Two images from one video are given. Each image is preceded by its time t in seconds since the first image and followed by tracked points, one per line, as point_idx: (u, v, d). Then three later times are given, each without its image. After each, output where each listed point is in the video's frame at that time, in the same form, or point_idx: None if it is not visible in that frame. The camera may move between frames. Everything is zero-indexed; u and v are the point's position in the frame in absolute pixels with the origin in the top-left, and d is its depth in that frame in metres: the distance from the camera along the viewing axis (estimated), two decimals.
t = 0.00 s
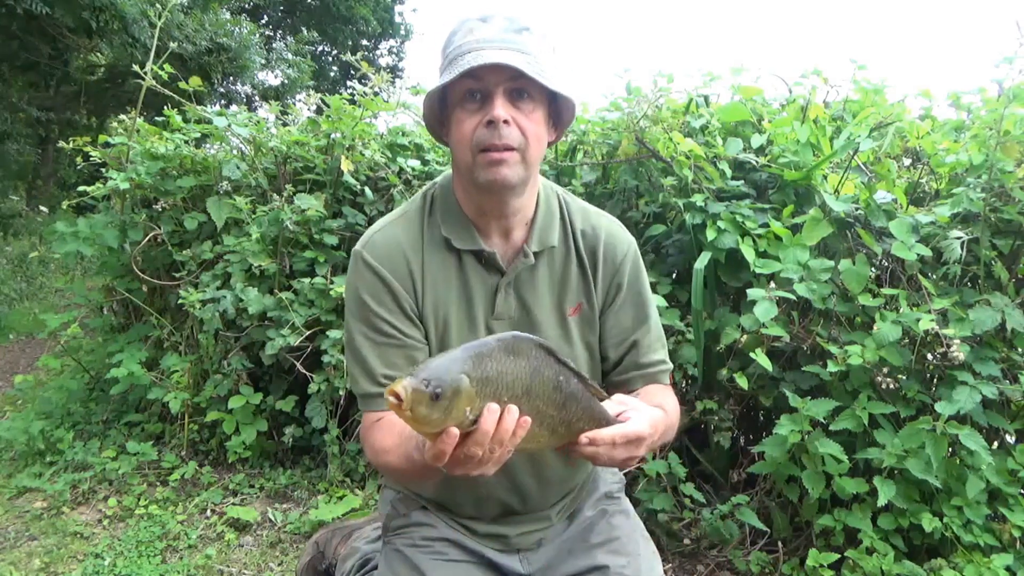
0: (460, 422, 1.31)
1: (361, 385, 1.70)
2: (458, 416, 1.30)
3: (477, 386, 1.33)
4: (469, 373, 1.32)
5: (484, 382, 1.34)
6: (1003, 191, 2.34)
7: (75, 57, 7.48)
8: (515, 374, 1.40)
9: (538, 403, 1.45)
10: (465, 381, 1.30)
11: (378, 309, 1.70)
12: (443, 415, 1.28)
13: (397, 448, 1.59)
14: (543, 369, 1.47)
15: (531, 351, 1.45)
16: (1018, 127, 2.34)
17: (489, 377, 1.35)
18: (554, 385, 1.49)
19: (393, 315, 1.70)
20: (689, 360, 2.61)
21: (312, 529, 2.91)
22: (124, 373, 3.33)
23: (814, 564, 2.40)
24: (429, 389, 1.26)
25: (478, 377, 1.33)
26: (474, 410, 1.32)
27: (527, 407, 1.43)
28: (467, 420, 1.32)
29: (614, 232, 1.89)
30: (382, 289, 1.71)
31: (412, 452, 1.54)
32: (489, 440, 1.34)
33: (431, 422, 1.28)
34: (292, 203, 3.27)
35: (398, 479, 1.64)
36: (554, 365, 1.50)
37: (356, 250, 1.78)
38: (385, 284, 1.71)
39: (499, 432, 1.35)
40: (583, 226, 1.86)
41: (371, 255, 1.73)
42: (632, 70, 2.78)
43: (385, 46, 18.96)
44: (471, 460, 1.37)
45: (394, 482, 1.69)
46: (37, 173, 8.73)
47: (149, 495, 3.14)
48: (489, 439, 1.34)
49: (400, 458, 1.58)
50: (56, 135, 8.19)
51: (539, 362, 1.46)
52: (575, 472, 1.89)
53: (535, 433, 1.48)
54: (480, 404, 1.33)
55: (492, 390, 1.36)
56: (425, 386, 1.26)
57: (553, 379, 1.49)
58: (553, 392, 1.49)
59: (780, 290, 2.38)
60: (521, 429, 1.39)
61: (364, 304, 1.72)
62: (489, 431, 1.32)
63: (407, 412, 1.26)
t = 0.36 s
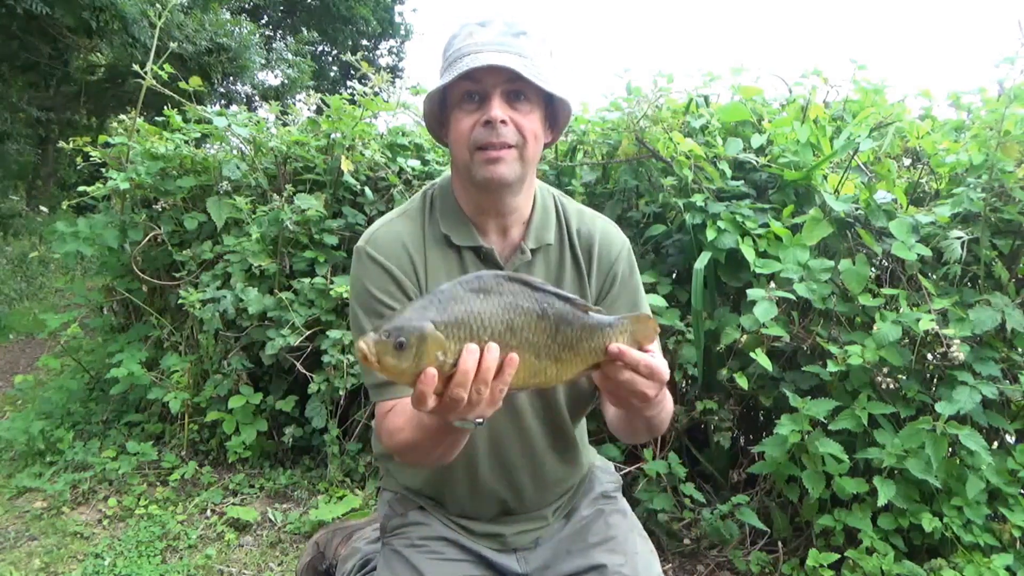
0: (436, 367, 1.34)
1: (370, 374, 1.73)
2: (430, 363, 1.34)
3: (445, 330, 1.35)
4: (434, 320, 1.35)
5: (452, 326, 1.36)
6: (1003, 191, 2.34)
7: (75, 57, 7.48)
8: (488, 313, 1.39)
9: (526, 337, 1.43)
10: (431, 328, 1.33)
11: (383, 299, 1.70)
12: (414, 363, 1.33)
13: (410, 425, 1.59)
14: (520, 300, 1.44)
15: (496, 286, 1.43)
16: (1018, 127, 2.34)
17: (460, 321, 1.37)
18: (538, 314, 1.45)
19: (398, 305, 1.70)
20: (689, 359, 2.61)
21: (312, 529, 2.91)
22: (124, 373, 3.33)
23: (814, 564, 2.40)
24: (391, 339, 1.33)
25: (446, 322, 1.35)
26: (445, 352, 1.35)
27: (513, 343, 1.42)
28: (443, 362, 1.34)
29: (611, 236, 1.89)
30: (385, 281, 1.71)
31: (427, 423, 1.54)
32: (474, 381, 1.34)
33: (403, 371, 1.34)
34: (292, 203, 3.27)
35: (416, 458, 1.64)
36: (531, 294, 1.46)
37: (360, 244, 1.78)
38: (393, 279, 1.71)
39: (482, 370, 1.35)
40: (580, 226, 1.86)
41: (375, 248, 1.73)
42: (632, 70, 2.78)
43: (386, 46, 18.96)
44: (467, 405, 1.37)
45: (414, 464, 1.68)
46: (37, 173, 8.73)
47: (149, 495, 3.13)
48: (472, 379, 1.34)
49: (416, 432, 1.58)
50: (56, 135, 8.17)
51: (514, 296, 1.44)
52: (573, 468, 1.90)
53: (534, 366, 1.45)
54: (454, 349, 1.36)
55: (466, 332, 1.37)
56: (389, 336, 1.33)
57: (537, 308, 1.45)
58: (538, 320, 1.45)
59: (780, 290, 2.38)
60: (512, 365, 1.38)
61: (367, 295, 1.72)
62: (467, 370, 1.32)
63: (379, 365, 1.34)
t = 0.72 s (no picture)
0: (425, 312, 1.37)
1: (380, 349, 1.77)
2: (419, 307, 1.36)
3: (433, 274, 1.37)
4: (422, 265, 1.37)
5: (441, 271, 1.37)
6: (1003, 191, 2.34)
7: (75, 57, 7.48)
8: (478, 259, 1.39)
9: (519, 285, 1.42)
10: (418, 272, 1.35)
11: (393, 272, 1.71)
12: (402, 305, 1.36)
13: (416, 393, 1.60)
14: (513, 247, 1.43)
15: (486, 231, 1.42)
16: (1018, 127, 2.34)
17: (450, 264, 1.38)
18: (533, 261, 1.43)
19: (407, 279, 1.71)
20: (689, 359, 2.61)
21: (312, 529, 2.91)
22: (124, 373, 3.33)
23: (814, 564, 2.40)
24: (379, 281, 1.36)
25: (435, 267, 1.37)
26: (434, 296, 1.36)
27: (506, 290, 1.41)
28: (432, 307, 1.37)
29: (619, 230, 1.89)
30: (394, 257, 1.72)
31: (433, 384, 1.55)
32: (466, 325, 1.36)
33: (392, 313, 1.37)
34: (292, 203, 3.27)
35: (425, 430, 1.64)
36: (527, 239, 1.45)
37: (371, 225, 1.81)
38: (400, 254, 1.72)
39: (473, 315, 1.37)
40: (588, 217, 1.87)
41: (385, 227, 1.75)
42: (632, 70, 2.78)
43: (386, 46, 18.95)
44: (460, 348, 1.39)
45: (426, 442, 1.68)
46: (37, 173, 8.73)
47: (149, 495, 3.13)
48: (465, 325, 1.36)
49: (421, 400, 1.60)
50: (56, 135, 8.16)
51: (509, 241, 1.43)
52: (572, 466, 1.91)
53: (529, 315, 1.44)
54: (444, 294, 1.37)
55: (456, 278, 1.38)
56: (376, 278, 1.37)
57: (532, 254, 1.44)
58: (532, 267, 1.43)
59: (780, 290, 2.38)
60: (508, 310, 1.38)
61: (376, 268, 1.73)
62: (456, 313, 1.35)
63: (368, 307, 1.38)
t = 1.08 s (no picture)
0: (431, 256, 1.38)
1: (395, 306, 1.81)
2: (425, 249, 1.38)
3: (442, 219, 1.38)
4: (432, 209, 1.38)
5: (450, 216, 1.38)
6: (1003, 191, 2.34)
7: (75, 58, 7.48)
8: (490, 209, 1.39)
9: (530, 239, 1.41)
10: (427, 215, 1.37)
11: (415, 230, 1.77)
12: (408, 245, 1.38)
13: (419, 352, 1.68)
14: (526, 201, 1.42)
15: (500, 184, 1.43)
16: (1018, 127, 2.34)
17: (460, 213, 1.39)
18: (546, 216, 1.42)
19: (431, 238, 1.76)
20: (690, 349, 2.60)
21: (312, 529, 2.91)
22: (124, 373, 3.33)
23: (814, 564, 2.40)
24: (387, 223, 1.38)
25: (445, 211, 1.38)
26: (442, 241, 1.38)
27: (517, 243, 1.40)
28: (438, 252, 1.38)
29: (652, 156, 1.87)
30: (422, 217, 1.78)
31: (436, 346, 1.63)
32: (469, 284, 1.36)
33: (399, 256, 1.39)
34: (292, 203, 3.27)
35: (425, 392, 1.71)
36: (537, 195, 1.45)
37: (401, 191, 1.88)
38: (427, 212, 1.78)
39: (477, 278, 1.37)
40: (617, 150, 1.86)
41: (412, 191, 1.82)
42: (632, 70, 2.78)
43: (386, 46, 18.95)
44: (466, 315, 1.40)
45: (428, 405, 1.76)
46: (37, 173, 8.72)
47: (149, 495, 3.13)
48: (468, 280, 1.36)
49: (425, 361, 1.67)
50: (56, 135, 8.15)
51: (520, 196, 1.42)
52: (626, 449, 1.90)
53: (541, 271, 1.42)
54: (452, 240, 1.38)
55: (465, 226, 1.38)
56: (385, 221, 1.39)
57: (546, 210, 1.43)
58: (546, 222, 1.42)
59: (780, 290, 2.38)
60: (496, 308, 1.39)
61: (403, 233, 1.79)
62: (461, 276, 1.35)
63: (376, 248, 1.40)
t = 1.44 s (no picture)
0: (426, 262, 1.38)
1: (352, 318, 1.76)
2: (420, 255, 1.38)
3: (435, 225, 1.38)
4: (424, 216, 1.39)
5: (443, 221, 1.38)
6: (1003, 191, 2.34)
7: (75, 57, 7.48)
8: (487, 210, 1.40)
9: (530, 235, 1.41)
10: (419, 222, 1.38)
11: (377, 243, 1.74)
12: (402, 256, 1.39)
13: (381, 364, 1.63)
14: (523, 197, 1.44)
15: (492, 185, 1.44)
16: (1018, 127, 2.34)
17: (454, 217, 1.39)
18: (544, 210, 1.44)
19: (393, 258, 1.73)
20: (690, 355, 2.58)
21: (313, 529, 2.91)
22: (124, 373, 3.33)
23: (814, 564, 2.40)
24: (381, 234, 1.41)
25: (437, 217, 1.39)
26: (436, 247, 1.38)
27: (515, 241, 1.40)
28: (435, 257, 1.38)
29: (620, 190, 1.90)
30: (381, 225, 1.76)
31: (397, 359, 1.58)
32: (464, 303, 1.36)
33: (395, 266, 1.40)
34: (292, 203, 3.27)
35: (370, 405, 1.67)
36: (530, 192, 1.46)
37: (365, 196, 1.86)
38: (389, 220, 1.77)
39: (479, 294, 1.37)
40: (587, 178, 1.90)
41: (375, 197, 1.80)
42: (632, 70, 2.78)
43: (386, 46, 18.94)
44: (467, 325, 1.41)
45: (382, 419, 1.69)
46: (37, 173, 8.71)
47: (149, 495, 3.14)
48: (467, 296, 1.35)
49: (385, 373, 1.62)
50: (56, 135, 8.14)
51: (514, 196, 1.44)
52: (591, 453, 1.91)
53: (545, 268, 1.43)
54: (448, 245, 1.38)
55: (460, 229, 1.39)
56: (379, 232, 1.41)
57: (543, 205, 1.44)
58: (544, 216, 1.43)
59: (780, 290, 2.38)
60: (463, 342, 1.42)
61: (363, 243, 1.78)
62: (462, 295, 1.33)
63: (371, 260, 1.41)
